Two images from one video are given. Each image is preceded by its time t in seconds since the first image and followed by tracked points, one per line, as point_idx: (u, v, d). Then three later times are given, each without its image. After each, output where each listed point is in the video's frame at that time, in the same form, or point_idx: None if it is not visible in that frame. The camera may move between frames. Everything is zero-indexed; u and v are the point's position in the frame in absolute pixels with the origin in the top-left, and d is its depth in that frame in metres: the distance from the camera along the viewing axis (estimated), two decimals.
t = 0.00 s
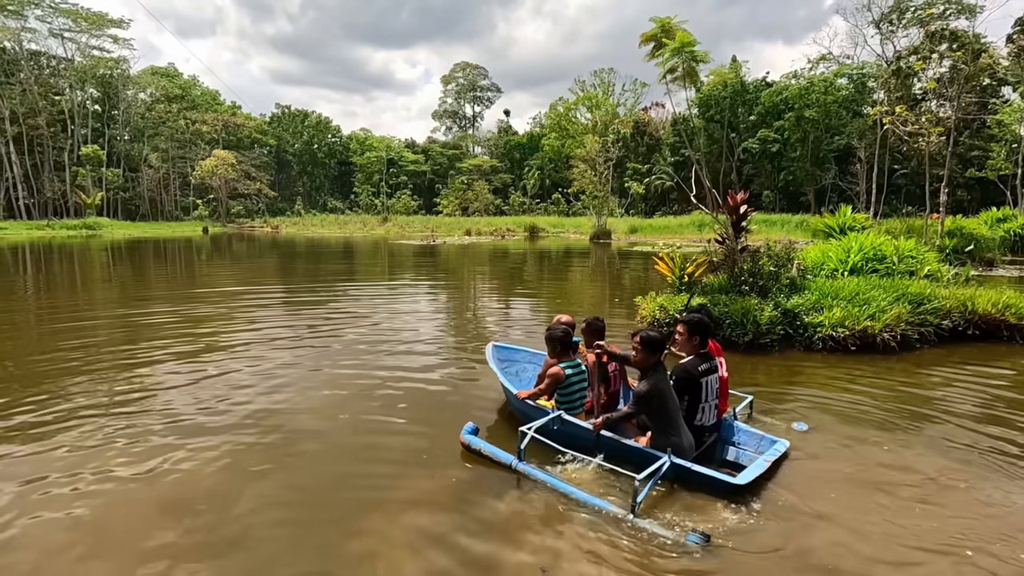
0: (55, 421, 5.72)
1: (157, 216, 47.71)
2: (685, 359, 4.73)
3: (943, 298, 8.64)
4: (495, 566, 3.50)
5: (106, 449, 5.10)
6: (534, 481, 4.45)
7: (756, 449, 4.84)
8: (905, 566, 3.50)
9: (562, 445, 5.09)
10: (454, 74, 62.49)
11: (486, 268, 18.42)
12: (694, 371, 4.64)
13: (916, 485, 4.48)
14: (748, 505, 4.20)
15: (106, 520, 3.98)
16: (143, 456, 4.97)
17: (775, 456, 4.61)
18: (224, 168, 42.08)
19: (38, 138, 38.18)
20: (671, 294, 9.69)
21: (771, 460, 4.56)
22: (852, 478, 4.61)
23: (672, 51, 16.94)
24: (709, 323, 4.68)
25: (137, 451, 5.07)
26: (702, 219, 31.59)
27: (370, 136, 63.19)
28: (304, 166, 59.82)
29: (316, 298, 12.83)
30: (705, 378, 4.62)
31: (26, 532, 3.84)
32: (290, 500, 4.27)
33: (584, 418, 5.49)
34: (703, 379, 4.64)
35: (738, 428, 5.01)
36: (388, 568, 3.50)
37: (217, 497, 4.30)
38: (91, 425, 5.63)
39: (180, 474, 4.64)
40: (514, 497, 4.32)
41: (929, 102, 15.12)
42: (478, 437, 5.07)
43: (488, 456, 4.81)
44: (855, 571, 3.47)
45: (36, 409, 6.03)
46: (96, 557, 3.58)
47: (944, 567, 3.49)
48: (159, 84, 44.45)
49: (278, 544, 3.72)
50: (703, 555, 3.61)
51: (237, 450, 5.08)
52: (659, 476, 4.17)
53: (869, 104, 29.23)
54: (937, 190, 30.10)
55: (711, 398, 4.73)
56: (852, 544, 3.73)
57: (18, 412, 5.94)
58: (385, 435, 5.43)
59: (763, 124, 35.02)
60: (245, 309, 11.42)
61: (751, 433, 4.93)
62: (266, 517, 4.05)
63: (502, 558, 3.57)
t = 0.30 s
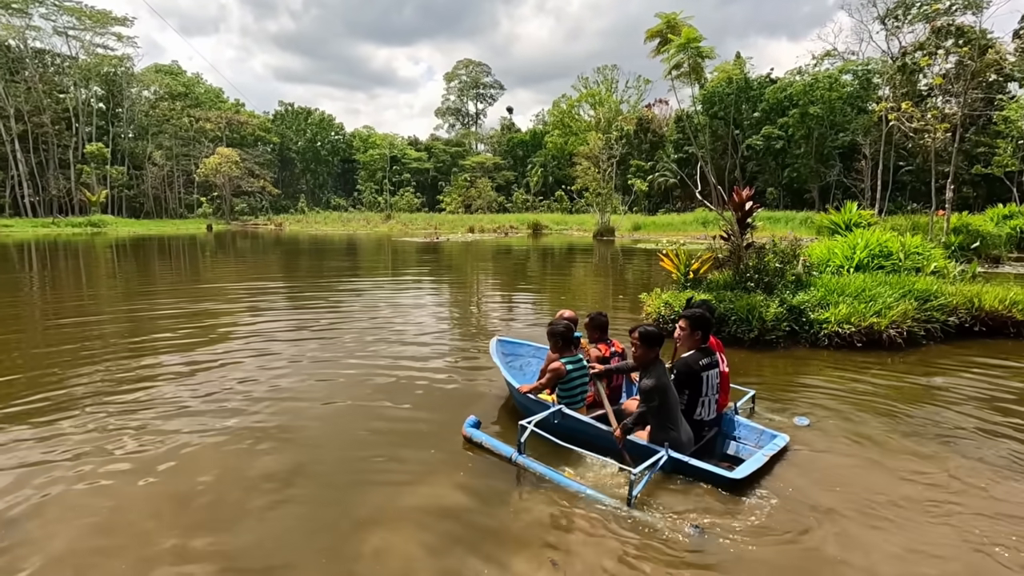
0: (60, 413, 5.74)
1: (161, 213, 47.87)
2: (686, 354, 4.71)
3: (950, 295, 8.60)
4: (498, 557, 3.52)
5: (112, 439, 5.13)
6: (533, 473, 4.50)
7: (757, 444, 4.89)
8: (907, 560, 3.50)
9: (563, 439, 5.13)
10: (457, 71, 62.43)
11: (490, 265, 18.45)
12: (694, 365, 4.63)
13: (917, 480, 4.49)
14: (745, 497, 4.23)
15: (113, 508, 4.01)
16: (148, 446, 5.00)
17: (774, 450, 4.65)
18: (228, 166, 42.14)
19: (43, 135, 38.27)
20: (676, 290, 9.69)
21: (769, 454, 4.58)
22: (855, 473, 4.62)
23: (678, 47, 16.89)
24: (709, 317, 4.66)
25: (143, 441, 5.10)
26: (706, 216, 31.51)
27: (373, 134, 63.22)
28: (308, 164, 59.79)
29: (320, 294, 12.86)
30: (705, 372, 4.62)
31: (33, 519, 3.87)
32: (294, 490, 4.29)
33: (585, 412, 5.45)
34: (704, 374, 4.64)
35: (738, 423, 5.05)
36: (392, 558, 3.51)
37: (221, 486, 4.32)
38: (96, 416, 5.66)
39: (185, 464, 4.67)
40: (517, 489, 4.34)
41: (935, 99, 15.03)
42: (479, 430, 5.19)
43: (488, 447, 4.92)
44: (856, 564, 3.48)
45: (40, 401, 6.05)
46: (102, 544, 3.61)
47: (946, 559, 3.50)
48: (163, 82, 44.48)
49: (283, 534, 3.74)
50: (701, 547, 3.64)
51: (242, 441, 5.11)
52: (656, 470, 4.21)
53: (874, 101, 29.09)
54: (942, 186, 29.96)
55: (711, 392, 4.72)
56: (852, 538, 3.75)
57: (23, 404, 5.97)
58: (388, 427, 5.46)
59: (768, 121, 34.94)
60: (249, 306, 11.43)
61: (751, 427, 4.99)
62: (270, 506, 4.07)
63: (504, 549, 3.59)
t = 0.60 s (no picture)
0: (66, 409, 5.79)
1: (166, 212, 48.00)
2: (685, 349, 4.74)
3: (955, 292, 8.57)
4: (499, 553, 3.54)
5: (117, 436, 5.17)
6: (531, 468, 4.54)
7: (754, 440, 4.93)
8: (906, 556, 3.52)
9: (561, 434, 5.19)
10: (461, 69, 62.39)
11: (493, 263, 18.50)
12: (694, 361, 4.66)
13: (918, 476, 4.50)
14: (738, 491, 4.27)
15: (118, 505, 4.04)
16: (154, 443, 5.04)
17: (770, 446, 4.68)
18: (232, 165, 42.23)
19: (49, 135, 38.43)
20: (680, 288, 9.68)
21: (765, 450, 4.61)
22: (855, 469, 4.63)
23: (682, 45, 16.83)
24: (708, 314, 4.72)
25: (147, 438, 5.14)
26: (710, 214, 31.44)
27: (377, 132, 63.36)
28: (311, 162, 59.78)
29: (323, 292, 12.90)
30: (705, 368, 4.64)
31: (40, 517, 3.90)
32: (296, 487, 4.32)
33: (583, 408, 5.52)
34: (703, 369, 4.67)
35: (736, 419, 5.08)
36: (394, 554, 3.54)
37: (225, 483, 4.35)
38: (101, 413, 5.70)
39: (189, 461, 4.70)
40: (518, 485, 4.37)
41: (942, 96, 14.91)
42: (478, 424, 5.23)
43: (487, 442, 4.98)
44: (856, 559, 3.49)
45: (46, 398, 6.10)
46: (108, 539, 3.66)
47: (946, 555, 3.50)
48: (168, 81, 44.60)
49: (287, 531, 3.77)
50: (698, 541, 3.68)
51: (245, 438, 5.15)
52: (651, 465, 4.25)
53: (879, 98, 28.92)
54: (948, 184, 29.81)
55: (708, 388, 4.74)
56: (852, 533, 3.76)
57: (30, 401, 6.02)
58: (391, 424, 5.49)
59: (772, 119, 34.84)
60: (252, 303, 11.48)
61: (749, 424, 5.03)
62: (273, 503, 4.10)
63: (505, 545, 3.62)
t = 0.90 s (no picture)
0: (74, 406, 5.83)
1: (172, 211, 48.22)
2: (683, 347, 4.76)
3: (961, 291, 8.53)
4: (504, 555, 3.53)
5: (125, 434, 5.20)
6: (527, 462, 4.64)
7: (751, 438, 4.94)
8: (914, 556, 3.50)
9: (560, 430, 5.25)
10: (465, 68, 62.40)
11: (497, 261, 18.52)
12: (691, 359, 4.67)
13: (924, 477, 4.47)
14: (733, 488, 4.29)
15: (128, 503, 4.07)
16: (161, 440, 5.07)
17: (766, 444, 4.69)
18: (237, 164, 42.37)
19: (56, 134, 38.65)
20: (685, 287, 9.67)
21: (761, 448, 4.62)
22: (860, 470, 4.61)
23: (687, 43, 16.79)
24: (706, 312, 4.72)
25: (154, 436, 5.17)
26: (715, 212, 31.38)
27: (381, 131, 63.47)
28: (316, 161, 59.83)
29: (328, 291, 12.94)
30: (702, 366, 4.66)
31: (46, 515, 3.92)
32: (302, 486, 4.33)
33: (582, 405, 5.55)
34: (700, 367, 4.68)
35: (734, 417, 5.08)
36: (400, 555, 3.54)
37: (229, 479, 4.40)
38: (108, 410, 5.73)
39: (195, 459, 4.72)
40: (523, 487, 4.36)
41: (949, 93, 14.82)
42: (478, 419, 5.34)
43: (486, 437, 5.04)
44: (863, 560, 3.47)
45: (55, 395, 6.14)
46: (114, 532, 3.73)
47: (941, 553, 3.52)
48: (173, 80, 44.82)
49: (293, 530, 3.77)
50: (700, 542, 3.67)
51: (251, 437, 5.15)
52: (645, 461, 4.31)
53: (886, 95, 28.76)
54: (955, 181, 29.64)
55: (706, 386, 4.75)
56: (859, 535, 3.73)
57: (39, 397, 6.06)
58: (395, 422, 5.50)
59: (777, 116, 34.77)
60: (258, 301, 11.53)
61: (746, 422, 5.03)
62: (278, 503, 4.09)
63: (512, 546, 3.61)
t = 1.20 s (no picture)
0: (83, 403, 5.89)
1: (178, 210, 48.40)
2: (678, 347, 4.79)
3: (969, 290, 8.49)
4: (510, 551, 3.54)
5: (133, 431, 5.24)
6: (527, 456, 4.68)
7: (751, 436, 4.93)
8: (922, 556, 3.48)
9: (560, 425, 5.30)
10: (470, 66, 62.38)
11: (502, 259, 18.55)
12: (686, 359, 4.72)
13: (932, 476, 4.44)
14: (728, 483, 4.33)
15: (136, 501, 4.09)
16: (169, 438, 5.10)
17: (764, 441, 4.71)
18: (244, 163, 42.53)
19: (64, 134, 38.86)
20: (690, 286, 9.63)
21: (757, 445, 4.64)
22: (866, 468, 4.59)
23: (692, 41, 16.75)
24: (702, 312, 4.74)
25: (162, 433, 5.20)
26: (721, 210, 31.28)
27: (387, 130, 63.53)
28: (321, 160, 60.06)
29: (334, 289, 12.96)
30: (697, 366, 4.70)
31: (56, 513, 3.95)
32: (308, 483, 4.34)
33: (582, 401, 5.56)
34: (696, 367, 4.72)
35: (733, 416, 5.08)
36: (403, 546, 3.60)
37: (235, 474, 4.46)
38: (116, 408, 5.78)
39: (202, 457, 4.74)
40: (527, 484, 4.37)
41: (958, 89, 14.71)
42: (480, 413, 5.39)
43: (487, 432, 5.11)
44: (871, 560, 3.45)
45: (64, 392, 6.19)
46: (123, 525, 3.80)
47: (940, 549, 3.53)
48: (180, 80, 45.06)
49: (299, 527, 3.79)
50: (704, 538, 3.67)
51: (257, 434, 5.18)
52: (642, 454, 4.36)
53: (893, 92, 28.59)
54: (964, 179, 29.44)
55: (703, 384, 4.79)
56: (867, 534, 3.71)
57: (48, 396, 6.11)
58: (401, 420, 5.51)
59: (784, 114, 34.66)
60: (265, 300, 11.60)
61: (745, 420, 5.02)
62: (284, 500, 4.11)
63: (517, 543, 3.62)
